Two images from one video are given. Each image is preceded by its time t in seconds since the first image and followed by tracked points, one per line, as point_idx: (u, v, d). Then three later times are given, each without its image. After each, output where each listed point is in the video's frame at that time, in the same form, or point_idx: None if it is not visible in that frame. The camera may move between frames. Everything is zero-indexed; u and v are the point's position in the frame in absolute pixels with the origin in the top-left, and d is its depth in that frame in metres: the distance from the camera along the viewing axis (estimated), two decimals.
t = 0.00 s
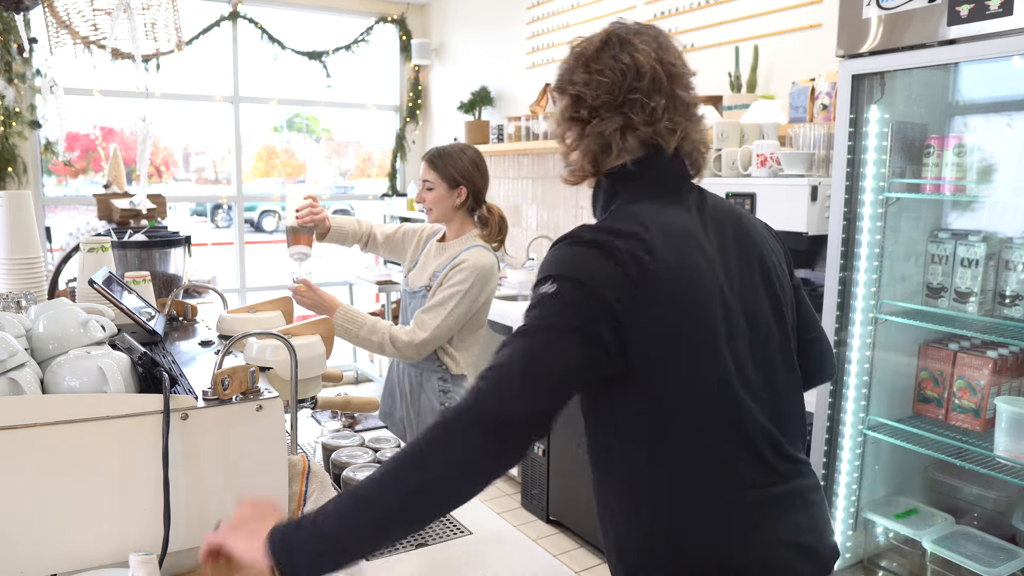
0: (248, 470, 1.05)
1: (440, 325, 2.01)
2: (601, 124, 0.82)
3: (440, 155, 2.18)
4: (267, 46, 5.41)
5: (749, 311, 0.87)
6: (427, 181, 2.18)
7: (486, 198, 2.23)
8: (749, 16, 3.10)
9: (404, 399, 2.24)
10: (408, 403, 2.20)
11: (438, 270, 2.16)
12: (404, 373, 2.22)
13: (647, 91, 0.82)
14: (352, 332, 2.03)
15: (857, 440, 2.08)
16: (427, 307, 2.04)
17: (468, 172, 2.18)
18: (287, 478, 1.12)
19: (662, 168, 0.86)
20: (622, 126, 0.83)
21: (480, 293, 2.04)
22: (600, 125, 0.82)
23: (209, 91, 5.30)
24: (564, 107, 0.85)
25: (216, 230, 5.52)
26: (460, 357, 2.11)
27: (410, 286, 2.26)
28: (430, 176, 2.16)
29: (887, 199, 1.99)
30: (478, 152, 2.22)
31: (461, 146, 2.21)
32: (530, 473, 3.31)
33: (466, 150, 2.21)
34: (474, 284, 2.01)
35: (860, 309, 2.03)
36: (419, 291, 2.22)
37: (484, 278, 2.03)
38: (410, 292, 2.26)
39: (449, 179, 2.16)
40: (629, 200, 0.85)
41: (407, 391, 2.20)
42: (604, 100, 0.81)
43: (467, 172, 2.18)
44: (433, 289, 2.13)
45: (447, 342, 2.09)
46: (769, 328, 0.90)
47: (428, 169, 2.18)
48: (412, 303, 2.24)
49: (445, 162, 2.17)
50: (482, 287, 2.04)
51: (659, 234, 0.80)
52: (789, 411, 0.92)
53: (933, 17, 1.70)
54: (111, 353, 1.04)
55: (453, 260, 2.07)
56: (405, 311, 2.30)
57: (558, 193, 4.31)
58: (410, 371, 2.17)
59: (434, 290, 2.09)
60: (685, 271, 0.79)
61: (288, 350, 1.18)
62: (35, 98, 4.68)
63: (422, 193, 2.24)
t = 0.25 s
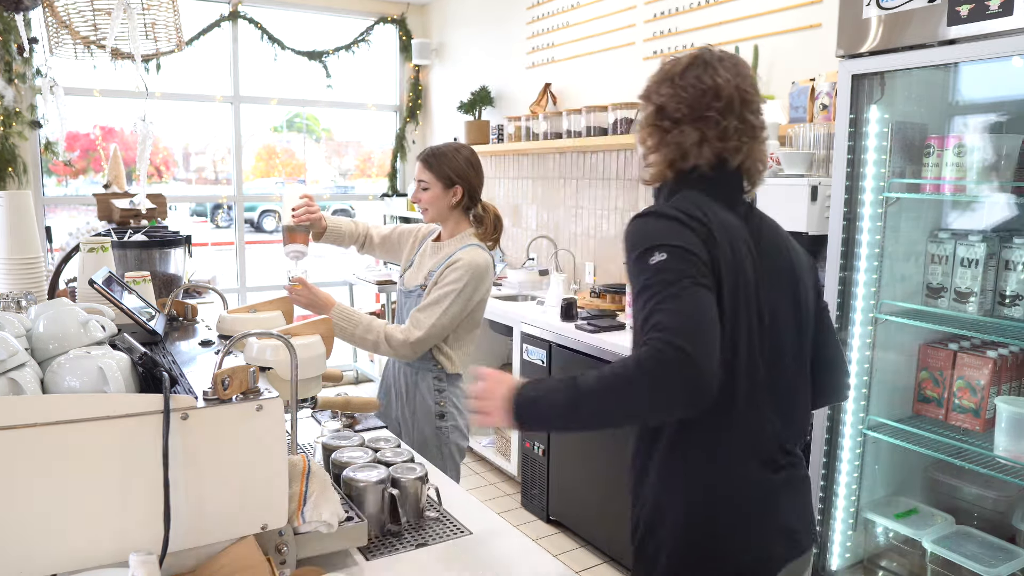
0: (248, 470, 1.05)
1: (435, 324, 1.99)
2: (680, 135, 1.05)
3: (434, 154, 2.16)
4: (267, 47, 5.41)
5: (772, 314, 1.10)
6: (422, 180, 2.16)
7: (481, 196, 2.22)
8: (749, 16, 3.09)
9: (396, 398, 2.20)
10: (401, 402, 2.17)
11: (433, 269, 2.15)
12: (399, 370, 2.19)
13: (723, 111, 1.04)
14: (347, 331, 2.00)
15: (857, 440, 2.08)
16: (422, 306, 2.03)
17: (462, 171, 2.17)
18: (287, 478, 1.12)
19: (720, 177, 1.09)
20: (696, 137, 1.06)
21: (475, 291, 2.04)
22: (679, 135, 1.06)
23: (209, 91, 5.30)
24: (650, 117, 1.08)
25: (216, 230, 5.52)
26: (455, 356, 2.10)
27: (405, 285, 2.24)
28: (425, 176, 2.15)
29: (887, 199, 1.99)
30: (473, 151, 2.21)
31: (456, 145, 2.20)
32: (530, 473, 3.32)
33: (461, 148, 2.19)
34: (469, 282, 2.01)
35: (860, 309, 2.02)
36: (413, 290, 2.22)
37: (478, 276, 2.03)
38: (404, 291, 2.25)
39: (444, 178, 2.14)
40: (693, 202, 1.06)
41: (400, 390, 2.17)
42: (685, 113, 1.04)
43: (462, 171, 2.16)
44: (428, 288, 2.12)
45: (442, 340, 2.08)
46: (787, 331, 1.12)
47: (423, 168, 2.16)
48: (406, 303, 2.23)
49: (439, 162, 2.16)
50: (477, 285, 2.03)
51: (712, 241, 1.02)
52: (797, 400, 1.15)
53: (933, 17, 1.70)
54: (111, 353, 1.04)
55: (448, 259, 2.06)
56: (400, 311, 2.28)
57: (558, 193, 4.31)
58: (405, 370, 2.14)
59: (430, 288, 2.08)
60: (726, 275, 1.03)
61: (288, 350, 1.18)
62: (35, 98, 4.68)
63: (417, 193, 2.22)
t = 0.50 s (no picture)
0: (249, 470, 1.05)
1: (432, 323, 1.99)
2: (727, 125, 1.23)
3: (427, 154, 2.14)
4: (267, 47, 5.41)
5: (787, 297, 1.25)
6: (415, 180, 2.15)
7: (474, 194, 2.21)
8: (749, 16, 3.09)
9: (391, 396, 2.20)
10: (396, 401, 2.17)
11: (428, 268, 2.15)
12: (394, 369, 2.18)
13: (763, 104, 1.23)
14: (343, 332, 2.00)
15: (857, 440, 2.08)
16: (417, 306, 2.03)
17: (456, 170, 2.15)
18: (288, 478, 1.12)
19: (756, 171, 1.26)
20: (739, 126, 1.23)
21: (469, 289, 2.04)
22: (726, 126, 1.24)
23: (209, 92, 5.30)
24: (699, 113, 1.27)
25: (216, 230, 5.51)
26: (452, 355, 2.10)
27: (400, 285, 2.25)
28: (418, 176, 2.13)
29: (887, 199, 1.99)
30: (466, 149, 2.19)
31: (448, 143, 2.17)
32: (530, 473, 3.31)
33: (453, 146, 2.17)
34: (464, 281, 2.01)
35: (860, 309, 2.03)
36: (409, 290, 2.21)
37: (472, 274, 2.03)
38: (400, 291, 2.25)
39: (437, 177, 2.13)
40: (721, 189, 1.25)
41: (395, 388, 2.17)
42: (730, 109, 1.22)
43: (454, 170, 2.14)
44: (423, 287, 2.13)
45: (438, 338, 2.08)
46: (802, 315, 1.27)
47: (415, 168, 2.14)
48: (402, 303, 2.23)
49: (432, 161, 2.13)
50: (471, 284, 2.03)
51: (731, 225, 1.21)
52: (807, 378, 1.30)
53: (933, 17, 1.70)
54: (112, 353, 1.04)
55: (441, 259, 2.06)
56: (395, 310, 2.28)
57: (558, 194, 4.31)
58: (400, 368, 2.14)
59: (425, 287, 2.09)
60: (741, 256, 1.20)
61: (288, 350, 1.18)
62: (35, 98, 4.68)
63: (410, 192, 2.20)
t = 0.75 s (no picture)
0: (249, 470, 1.05)
1: (422, 322, 1.99)
2: (711, 136, 1.34)
3: (413, 152, 2.14)
4: (267, 47, 5.42)
5: (758, 289, 1.32)
6: (402, 177, 2.16)
7: (461, 192, 2.21)
8: (749, 16, 3.09)
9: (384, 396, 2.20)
10: (389, 400, 2.17)
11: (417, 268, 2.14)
12: (387, 368, 2.18)
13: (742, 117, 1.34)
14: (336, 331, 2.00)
15: (857, 440, 2.08)
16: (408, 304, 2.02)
17: (442, 167, 2.15)
18: (287, 477, 1.12)
19: (737, 174, 1.35)
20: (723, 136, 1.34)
21: (459, 286, 2.03)
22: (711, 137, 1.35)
23: (209, 92, 5.30)
24: (687, 127, 1.39)
25: (216, 230, 5.51)
26: (444, 353, 2.10)
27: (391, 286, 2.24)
28: (405, 174, 2.13)
29: (887, 199, 1.98)
30: (452, 147, 2.19)
31: (434, 142, 2.17)
32: (530, 473, 3.31)
33: (439, 145, 2.17)
34: (452, 278, 2.00)
35: (860, 309, 2.03)
36: (398, 290, 2.21)
37: (461, 271, 2.02)
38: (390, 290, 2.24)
39: (423, 175, 2.13)
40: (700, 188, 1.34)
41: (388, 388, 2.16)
42: (712, 123, 1.34)
43: (441, 167, 2.14)
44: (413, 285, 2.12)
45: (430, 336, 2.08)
46: (777, 307, 1.34)
47: (402, 166, 2.14)
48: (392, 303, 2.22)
49: (419, 158, 2.14)
50: (460, 281, 2.03)
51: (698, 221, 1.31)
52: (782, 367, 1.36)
53: (933, 17, 1.70)
54: (112, 353, 1.04)
55: (430, 256, 2.06)
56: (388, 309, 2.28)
57: (558, 194, 4.31)
58: (393, 367, 2.13)
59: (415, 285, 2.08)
60: (706, 250, 1.30)
61: (288, 350, 1.18)
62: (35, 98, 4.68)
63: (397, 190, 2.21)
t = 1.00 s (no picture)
0: (249, 470, 1.05)
1: (396, 317, 1.98)
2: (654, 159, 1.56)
3: (385, 151, 2.14)
4: (267, 47, 5.42)
5: (688, 290, 1.50)
6: (376, 176, 2.16)
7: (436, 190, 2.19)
8: (749, 16, 3.09)
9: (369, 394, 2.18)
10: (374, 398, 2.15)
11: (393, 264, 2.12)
12: (369, 366, 2.16)
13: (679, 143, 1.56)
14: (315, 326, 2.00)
15: (857, 440, 2.08)
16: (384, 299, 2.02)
17: (415, 164, 2.14)
18: (287, 478, 1.12)
19: (681, 190, 1.54)
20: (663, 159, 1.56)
21: (432, 281, 2.01)
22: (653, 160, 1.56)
23: (209, 92, 5.30)
24: (634, 151, 1.60)
25: (216, 230, 5.51)
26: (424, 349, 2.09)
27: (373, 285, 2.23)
28: (377, 172, 2.13)
29: (887, 199, 1.98)
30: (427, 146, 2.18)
31: (409, 142, 2.17)
32: (530, 473, 3.31)
33: (413, 144, 2.17)
34: (424, 272, 1.99)
35: (859, 309, 2.03)
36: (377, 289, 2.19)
37: (435, 265, 2.01)
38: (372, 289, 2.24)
39: (393, 172, 2.12)
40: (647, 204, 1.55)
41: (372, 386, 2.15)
42: (653, 148, 1.56)
43: (411, 165, 2.13)
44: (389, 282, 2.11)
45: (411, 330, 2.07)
46: (714, 305, 1.50)
47: (375, 164, 2.15)
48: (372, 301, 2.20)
49: (392, 157, 2.14)
50: (434, 276, 2.01)
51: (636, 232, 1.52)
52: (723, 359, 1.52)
53: (933, 17, 1.70)
54: (112, 353, 1.04)
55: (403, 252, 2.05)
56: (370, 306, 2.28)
57: (558, 194, 4.31)
58: (377, 366, 2.12)
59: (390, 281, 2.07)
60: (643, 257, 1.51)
61: (288, 350, 1.18)
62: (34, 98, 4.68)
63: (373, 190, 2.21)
